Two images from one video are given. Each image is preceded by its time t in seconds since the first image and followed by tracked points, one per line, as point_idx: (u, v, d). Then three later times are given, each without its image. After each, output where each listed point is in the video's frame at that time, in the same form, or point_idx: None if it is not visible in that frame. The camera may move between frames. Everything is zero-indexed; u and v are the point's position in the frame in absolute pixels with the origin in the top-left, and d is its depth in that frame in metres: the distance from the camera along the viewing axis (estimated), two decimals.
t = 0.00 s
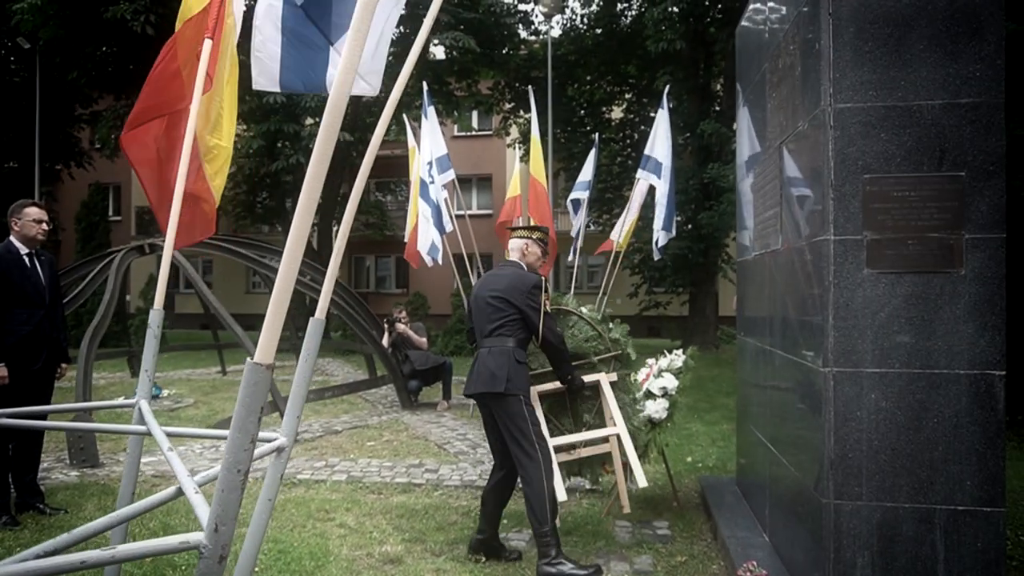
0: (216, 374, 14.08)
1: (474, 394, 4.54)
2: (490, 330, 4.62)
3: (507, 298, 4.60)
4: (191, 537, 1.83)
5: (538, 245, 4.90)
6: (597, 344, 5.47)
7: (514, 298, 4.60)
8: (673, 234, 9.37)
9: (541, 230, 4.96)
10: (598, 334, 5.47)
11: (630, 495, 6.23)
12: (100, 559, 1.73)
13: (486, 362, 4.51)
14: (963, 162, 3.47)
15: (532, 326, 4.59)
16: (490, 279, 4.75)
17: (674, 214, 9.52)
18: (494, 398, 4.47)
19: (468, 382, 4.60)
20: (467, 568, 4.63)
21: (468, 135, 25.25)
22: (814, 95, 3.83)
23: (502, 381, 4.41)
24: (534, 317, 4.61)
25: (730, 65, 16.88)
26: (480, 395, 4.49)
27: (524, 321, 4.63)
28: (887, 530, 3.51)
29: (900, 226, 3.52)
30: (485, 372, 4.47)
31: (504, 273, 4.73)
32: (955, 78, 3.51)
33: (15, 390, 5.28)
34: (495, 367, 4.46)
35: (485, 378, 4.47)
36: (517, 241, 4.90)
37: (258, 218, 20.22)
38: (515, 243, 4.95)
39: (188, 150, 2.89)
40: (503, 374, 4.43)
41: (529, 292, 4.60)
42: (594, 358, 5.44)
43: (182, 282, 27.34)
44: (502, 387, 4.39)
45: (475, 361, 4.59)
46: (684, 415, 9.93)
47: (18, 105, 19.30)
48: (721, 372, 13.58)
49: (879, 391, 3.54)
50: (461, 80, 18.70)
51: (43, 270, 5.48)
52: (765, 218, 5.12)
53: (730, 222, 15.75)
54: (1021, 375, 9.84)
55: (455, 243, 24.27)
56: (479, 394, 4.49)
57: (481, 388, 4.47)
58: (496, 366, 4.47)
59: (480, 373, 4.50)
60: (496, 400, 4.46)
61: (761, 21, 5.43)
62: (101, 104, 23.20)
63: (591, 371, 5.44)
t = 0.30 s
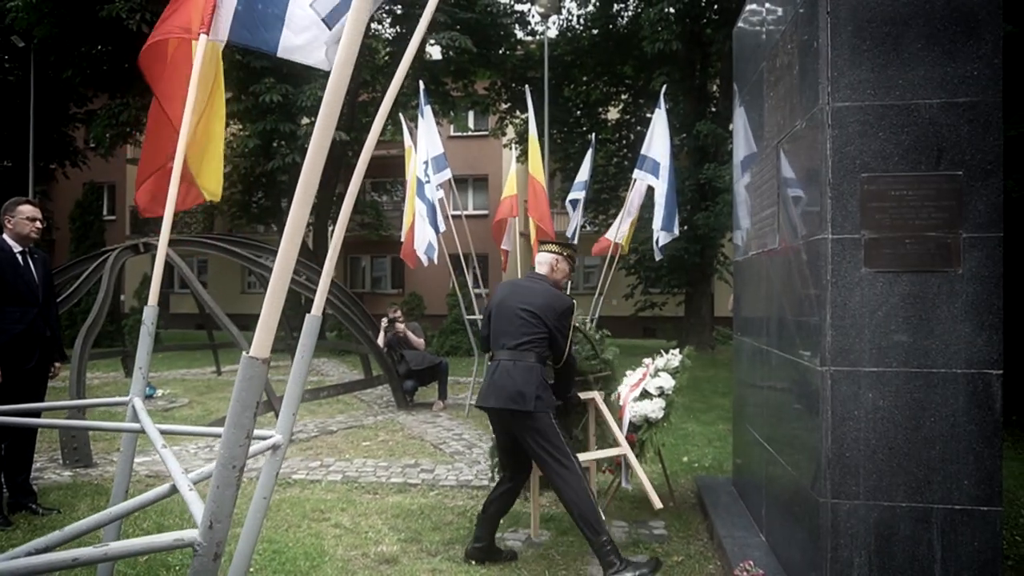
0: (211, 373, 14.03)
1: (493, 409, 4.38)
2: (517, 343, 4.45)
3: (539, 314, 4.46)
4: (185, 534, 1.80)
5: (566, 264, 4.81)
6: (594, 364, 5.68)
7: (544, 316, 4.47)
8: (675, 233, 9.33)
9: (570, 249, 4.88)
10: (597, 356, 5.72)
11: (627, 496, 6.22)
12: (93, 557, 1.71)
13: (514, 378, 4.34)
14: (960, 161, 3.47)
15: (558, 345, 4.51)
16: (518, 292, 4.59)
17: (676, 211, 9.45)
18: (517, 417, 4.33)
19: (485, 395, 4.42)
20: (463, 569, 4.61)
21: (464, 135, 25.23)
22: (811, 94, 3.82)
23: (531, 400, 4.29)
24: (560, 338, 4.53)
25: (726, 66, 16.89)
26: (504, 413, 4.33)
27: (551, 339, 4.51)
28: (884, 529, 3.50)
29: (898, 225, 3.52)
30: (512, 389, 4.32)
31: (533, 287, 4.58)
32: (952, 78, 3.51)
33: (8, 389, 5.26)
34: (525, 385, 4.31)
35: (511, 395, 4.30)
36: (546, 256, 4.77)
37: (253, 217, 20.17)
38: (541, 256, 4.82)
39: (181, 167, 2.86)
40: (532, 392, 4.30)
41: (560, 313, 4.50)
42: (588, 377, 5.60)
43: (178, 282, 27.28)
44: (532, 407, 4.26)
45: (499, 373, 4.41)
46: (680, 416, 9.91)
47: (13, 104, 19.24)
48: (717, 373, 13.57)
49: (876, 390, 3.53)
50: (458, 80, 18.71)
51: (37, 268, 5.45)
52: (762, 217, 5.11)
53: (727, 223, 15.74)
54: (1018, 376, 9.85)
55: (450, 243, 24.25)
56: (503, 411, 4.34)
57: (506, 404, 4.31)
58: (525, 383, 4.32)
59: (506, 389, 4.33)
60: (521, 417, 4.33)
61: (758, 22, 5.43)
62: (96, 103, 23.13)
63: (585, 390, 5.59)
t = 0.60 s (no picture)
0: (213, 372, 14.01)
1: (558, 408, 4.17)
2: (590, 348, 4.32)
3: (615, 326, 4.39)
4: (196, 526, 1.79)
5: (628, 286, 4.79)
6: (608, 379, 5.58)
7: (618, 330, 4.41)
8: (680, 232, 9.29)
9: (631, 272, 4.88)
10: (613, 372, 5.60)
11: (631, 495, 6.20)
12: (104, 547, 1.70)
13: (588, 381, 4.18)
14: (970, 158, 3.44)
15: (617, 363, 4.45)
16: (592, 299, 4.48)
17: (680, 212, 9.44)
18: (582, 421, 4.17)
19: (551, 391, 4.20)
20: (468, 567, 4.59)
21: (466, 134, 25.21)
22: (819, 90, 3.80)
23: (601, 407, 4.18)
24: (621, 356, 4.49)
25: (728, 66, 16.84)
26: (571, 415, 4.15)
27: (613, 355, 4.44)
28: (892, 528, 3.48)
29: (906, 222, 3.49)
30: (586, 393, 4.15)
31: (607, 298, 4.50)
32: (962, 74, 3.48)
33: (10, 386, 5.24)
34: (599, 392, 4.18)
35: (586, 400, 4.14)
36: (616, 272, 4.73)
37: (255, 216, 20.16)
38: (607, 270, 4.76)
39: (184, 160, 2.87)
40: (604, 401, 4.19)
41: (633, 331, 4.46)
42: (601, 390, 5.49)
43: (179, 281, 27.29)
44: (604, 416, 4.16)
45: (569, 374, 4.21)
46: (682, 415, 9.89)
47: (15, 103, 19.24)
48: (719, 372, 13.53)
49: (884, 388, 3.51)
50: (460, 79, 18.72)
51: (39, 265, 5.43)
52: (767, 215, 5.08)
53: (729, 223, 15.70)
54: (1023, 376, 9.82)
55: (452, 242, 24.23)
56: (570, 412, 4.15)
57: (578, 408, 4.13)
58: (598, 388, 4.18)
59: (580, 390, 4.15)
60: (586, 423, 4.19)
61: (763, 22, 5.43)
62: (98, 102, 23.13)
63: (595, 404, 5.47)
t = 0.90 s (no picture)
0: (213, 373, 13.98)
1: (590, 410, 4.08)
2: (628, 355, 4.26)
3: (655, 337, 4.34)
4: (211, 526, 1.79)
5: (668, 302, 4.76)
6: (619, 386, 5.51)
7: (658, 342, 4.36)
8: (678, 233, 9.23)
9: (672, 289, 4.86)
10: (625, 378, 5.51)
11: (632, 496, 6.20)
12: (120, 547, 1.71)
13: (625, 387, 4.11)
14: (973, 158, 3.44)
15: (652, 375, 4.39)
16: (634, 308, 4.44)
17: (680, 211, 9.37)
18: (614, 426, 4.09)
19: (585, 393, 4.12)
20: (470, 568, 4.58)
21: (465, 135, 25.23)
22: (822, 91, 3.80)
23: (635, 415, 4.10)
24: (657, 369, 4.43)
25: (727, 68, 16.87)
26: (604, 419, 4.07)
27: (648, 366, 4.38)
28: (896, 528, 3.48)
29: (910, 222, 3.49)
30: (622, 397, 4.08)
31: (648, 308, 4.46)
32: (965, 75, 3.49)
33: (12, 386, 5.23)
34: (635, 399, 4.10)
35: (619, 407, 4.06)
36: (658, 286, 4.71)
37: (254, 217, 20.15)
38: (648, 283, 4.74)
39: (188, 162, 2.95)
40: (638, 411, 4.10)
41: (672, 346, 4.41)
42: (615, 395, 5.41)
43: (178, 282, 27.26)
44: (639, 424, 4.08)
45: (606, 378, 4.14)
46: (683, 416, 9.89)
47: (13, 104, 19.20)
48: (719, 373, 13.53)
49: (889, 387, 3.51)
50: (459, 80, 18.75)
51: (41, 266, 5.42)
52: (769, 216, 5.09)
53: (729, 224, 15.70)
54: None
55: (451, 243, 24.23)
56: (603, 416, 4.07)
57: (611, 413, 4.05)
58: (634, 395, 4.11)
59: (616, 395, 4.08)
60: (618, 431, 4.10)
61: (763, 24, 5.46)
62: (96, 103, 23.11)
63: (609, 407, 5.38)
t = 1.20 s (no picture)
0: (212, 375, 13.99)
1: (615, 426, 4.11)
2: (647, 365, 4.29)
3: (672, 346, 4.39)
4: (220, 531, 1.80)
5: (676, 301, 4.79)
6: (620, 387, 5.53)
7: (674, 350, 4.42)
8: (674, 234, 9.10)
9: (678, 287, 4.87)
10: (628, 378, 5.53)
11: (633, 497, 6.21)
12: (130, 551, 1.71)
13: (649, 401, 4.15)
14: (972, 160, 3.46)
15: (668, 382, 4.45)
16: (650, 316, 4.46)
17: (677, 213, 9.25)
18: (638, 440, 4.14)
19: (610, 409, 4.13)
20: (471, 569, 4.60)
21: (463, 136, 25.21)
22: (821, 93, 3.82)
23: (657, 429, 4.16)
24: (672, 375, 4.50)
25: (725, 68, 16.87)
26: (628, 434, 4.12)
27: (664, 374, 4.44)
28: (895, 529, 3.49)
29: (909, 223, 3.51)
30: (647, 412, 4.13)
31: (661, 314, 4.48)
32: (963, 77, 3.50)
33: (12, 389, 5.24)
34: (659, 412, 4.16)
35: (644, 421, 4.11)
36: (667, 287, 4.71)
37: (252, 218, 20.14)
38: (657, 283, 4.74)
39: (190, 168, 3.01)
40: (660, 423, 4.16)
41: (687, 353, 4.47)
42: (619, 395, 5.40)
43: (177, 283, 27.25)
44: (663, 438, 4.16)
45: (628, 391, 4.17)
46: (682, 416, 9.90)
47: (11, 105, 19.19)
48: (718, 374, 13.54)
49: (888, 388, 3.52)
50: (457, 81, 18.74)
51: (41, 268, 5.42)
52: (767, 218, 5.11)
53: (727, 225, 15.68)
54: None
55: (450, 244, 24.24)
56: (628, 431, 4.12)
57: (635, 427, 4.10)
58: (658, 410, 4.16)
59: (642, 409, 4.12)
60: (640, 443, 4.15)
61: (761, 25, 5.47)
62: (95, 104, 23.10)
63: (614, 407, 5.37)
